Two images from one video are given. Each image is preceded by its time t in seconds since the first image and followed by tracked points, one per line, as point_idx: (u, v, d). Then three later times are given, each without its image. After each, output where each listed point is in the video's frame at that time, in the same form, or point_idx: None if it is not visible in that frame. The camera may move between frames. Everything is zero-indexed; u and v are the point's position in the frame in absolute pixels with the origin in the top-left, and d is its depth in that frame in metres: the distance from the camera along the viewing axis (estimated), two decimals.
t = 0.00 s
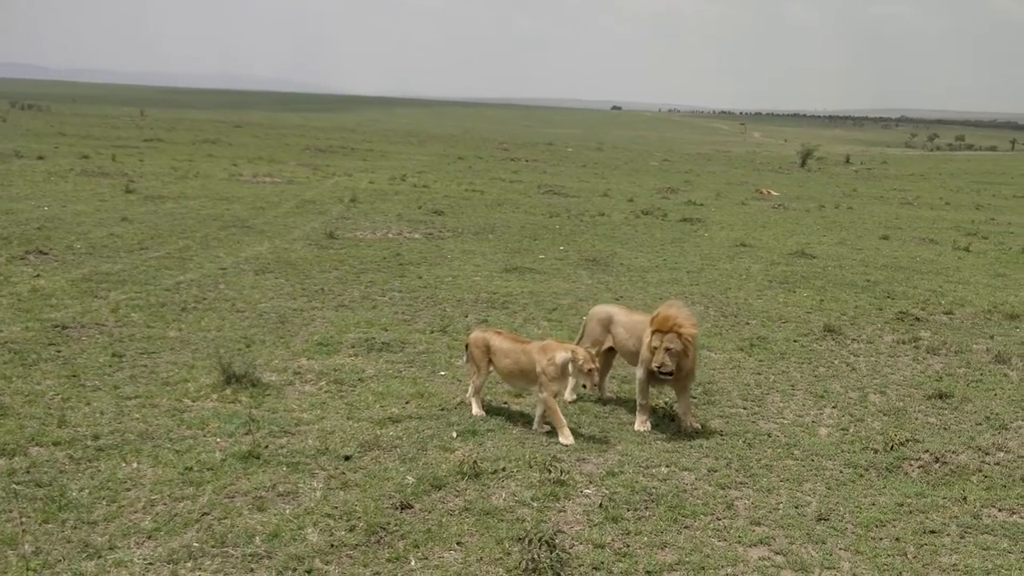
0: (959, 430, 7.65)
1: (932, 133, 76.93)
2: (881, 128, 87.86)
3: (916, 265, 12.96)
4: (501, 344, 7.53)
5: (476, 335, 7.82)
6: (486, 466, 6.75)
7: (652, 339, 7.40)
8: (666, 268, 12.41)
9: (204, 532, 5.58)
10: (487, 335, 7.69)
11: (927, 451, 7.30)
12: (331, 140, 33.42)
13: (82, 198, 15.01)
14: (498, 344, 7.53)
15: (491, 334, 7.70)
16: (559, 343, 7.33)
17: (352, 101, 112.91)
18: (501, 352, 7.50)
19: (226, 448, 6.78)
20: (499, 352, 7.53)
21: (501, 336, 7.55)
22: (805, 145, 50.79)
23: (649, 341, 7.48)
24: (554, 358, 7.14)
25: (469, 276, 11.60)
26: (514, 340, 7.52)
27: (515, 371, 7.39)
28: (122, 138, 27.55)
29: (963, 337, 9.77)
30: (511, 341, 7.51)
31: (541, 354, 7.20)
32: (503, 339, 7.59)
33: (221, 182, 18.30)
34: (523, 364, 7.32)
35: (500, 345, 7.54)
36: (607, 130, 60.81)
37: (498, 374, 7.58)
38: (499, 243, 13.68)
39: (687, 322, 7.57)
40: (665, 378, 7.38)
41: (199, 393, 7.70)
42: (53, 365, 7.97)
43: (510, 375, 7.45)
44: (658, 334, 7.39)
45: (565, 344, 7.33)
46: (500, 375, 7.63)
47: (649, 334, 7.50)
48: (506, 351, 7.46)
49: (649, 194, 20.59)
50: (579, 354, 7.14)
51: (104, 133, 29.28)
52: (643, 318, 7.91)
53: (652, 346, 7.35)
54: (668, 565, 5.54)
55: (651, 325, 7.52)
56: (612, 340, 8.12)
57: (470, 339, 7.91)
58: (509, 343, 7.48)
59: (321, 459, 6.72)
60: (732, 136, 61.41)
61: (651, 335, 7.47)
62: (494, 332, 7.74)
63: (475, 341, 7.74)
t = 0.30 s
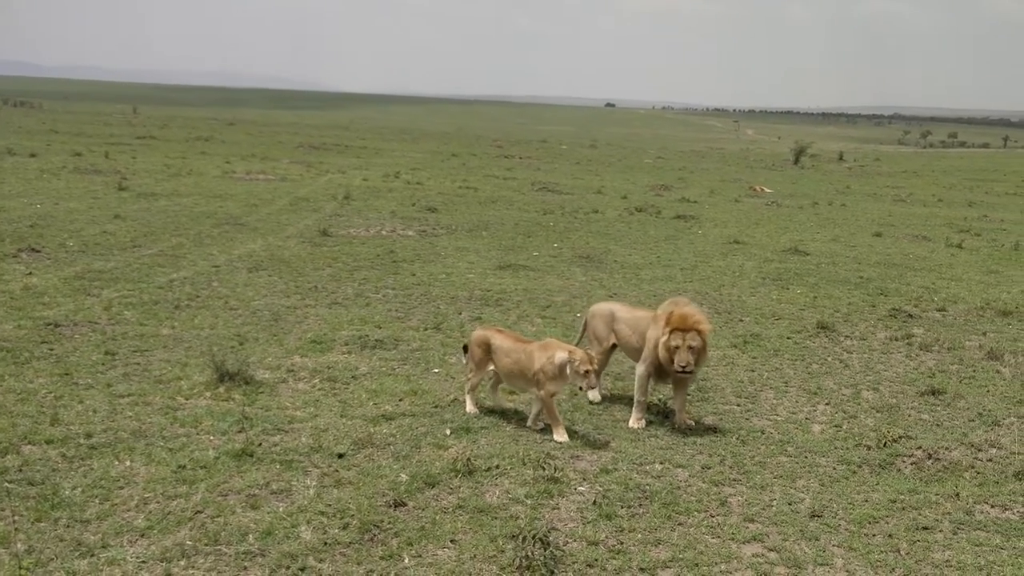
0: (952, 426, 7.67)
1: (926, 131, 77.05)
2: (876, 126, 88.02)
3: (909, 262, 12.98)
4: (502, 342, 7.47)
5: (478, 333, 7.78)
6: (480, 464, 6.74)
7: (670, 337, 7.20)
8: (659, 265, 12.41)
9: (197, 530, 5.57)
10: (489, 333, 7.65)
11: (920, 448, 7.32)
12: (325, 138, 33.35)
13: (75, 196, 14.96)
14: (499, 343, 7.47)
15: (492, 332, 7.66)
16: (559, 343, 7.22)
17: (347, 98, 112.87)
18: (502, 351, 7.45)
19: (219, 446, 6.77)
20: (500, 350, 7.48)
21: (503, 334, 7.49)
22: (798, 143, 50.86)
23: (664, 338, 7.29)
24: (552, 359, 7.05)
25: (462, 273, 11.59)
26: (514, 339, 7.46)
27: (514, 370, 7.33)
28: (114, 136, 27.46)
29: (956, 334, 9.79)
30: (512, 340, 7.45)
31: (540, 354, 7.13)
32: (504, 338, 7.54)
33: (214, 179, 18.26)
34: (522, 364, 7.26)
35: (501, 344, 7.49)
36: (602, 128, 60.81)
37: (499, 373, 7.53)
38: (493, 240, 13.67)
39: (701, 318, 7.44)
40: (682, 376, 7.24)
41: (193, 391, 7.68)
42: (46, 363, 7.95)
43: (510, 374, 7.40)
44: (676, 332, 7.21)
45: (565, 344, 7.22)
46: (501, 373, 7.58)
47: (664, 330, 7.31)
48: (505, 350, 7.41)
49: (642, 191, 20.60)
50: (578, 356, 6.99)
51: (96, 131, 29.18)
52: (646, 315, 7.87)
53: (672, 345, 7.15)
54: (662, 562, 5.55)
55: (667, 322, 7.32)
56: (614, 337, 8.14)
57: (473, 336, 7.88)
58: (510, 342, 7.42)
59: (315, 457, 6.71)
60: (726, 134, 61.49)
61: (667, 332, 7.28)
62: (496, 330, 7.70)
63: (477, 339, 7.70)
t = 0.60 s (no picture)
0: (945, 424, 7.69)
1: (922, 129, 77.15)
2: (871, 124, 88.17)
3: (902, 260, 13.01)
4: (506, 342, 7.44)
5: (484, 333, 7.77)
6: (474, 463, 6.75)
7: (684, 335, 7.17)
8: (653, 263, 12.41)
9: (191, 530, 5.57)
10: (495, 333, 7.63)
11: (914, 446, 7.33)
12: (319, 137, 33.30)
13: (67, 195, 14.93)
14: (503, 342, 7.44)
15: (498, 332, 7.63)
16: (562, 343, 7.15)
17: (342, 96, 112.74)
18: (505, 350, 7.41)
19: (213, 445, 6.76)
20: (503, 350, 7.44)
21: (508, 334, 7.46)
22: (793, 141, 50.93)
23: (676, 337, 7.25)
24: (553, 358, 6.98)
25: (456, 272, 11.58)
26: (519, 339, 7.42)
27: (515, 370, 7.28)
28: (108, 134, 27.41)
29: (948, 332, 9.81)
30: (516, 340, 7.41)
31: (541, 353, 7.07)
32: (509, 338, 7.51)
33: (208, 178, 18.24)
34: (523, 363, 7.20)
35: (505, 343, 7.45)
36: (597, 127, 60.84)
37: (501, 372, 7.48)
38: (487, 239, 13.67)
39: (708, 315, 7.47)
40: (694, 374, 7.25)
41: (186, 390, 7.67)
42: (39, 362, 7.93)
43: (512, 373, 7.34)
44: (690, 330, 7.20)
45: (569, 344, 7.14)
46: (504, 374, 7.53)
47: (675, 329, 7.28)
48: (508, 349, 7.37)
49: (636, 189, 20.61)
50: (579, 355, 6.90)
51: (89, 129, 29.12)
52: (644, 315, 7.88)
53: (688, 344, 7.13)
54: (656, 560, 5.55)
55: (680, 320, 7.28)
56: (612, 338, 8.14)
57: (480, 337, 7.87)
58: (514, 342, 7.38)
59: (309, 456, 6.70)
60: (721, 132, 61.52)
61: (679, 330, 7.24)
62: (503, 331, 7.67)
63: (483, 338, 7.68)
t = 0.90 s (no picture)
0: (939, 422, 7.70)
1: (917, 127, 77.28)
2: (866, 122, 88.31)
3: (896, 258, 13.03)
4: (518, 341, 7.41)
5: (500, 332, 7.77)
6: (469, 462, 6.75)
7: (689, 332, 7.14)
8: (648, 262, 12.42)
9: (185, 529, 5.56)
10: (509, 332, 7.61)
11: (907, 444, 7.35)
12: (314, 136, 33.25)
13: (61, 194, 14.88)
14: (515, 341, 7.42)
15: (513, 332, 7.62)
16: (572, 345, 7.06)
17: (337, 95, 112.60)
18: (516, 349, 7.38)
19: (208, 444, 6.75)
20: (515, 349, 7.42)
21: (520, 333, 7.43)
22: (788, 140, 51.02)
23: (681, 334, 7.22)
24: (559, 359, 6.90)
25: (451, 270, 11.58)
26: (533, 339, 7.36)
27: (527, 370, 7.22)
28: (101, 133, 27.33)
29: (942, 330, 9.83)
30: (528, 339, 7.36)
31: (549, 354, 7.01)
32: (522, 337, 7.47)
33: (202, 177, 18.21)
34: (531, 363, 7.16)
35: (517, 343, 7.43)
36: (593, 125, 60.84)
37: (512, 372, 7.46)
38: (482, 237, 13.66)
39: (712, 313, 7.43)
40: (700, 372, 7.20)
41: (181, 390, 7.66)
42: (33, 362, 7.91)
43: (521, 373, 7.31)
44: (695, 327, 7.18)
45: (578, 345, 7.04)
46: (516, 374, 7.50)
47: (679, 326, 7.25)
48: (521, 349, 7.31)
49: (631, 188, 20.62)
50: (584, 358, 6.79)
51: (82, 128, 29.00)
52: (641, 314, 7.86)
53: (695, 341, 7.09)
54: (650, 559, 5.56)
55: (684, 318, 7.25)
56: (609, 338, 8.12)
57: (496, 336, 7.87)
58: (525, 342, 7.34)
59: (304, 455, 6.70)
60: (717, 131, 61.55)
61: (684, 328, 7.22)
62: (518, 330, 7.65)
63: (497, 337, 7.68)
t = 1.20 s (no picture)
0: (934, 421, 7.72)
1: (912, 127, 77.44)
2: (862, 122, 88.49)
3: (891, 258, 13.04)
4: (529, 342, 7.27)
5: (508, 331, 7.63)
6: (465, 462, 6.74)
7: (695, 331, 7.18)
8: (644, 261, 12.42)
9: (180, 530, 5.55)
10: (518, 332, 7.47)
11: (902, 442, 7.36)
12: (309, 135, 33.19)
13: (55, 194, 14.84)
14: (526, 343, 7.28)
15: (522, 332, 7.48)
16: (586, 349, 6.97)
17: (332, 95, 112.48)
18: (527, 351, 7.26)
19: (203, 445, 6.74)
20: (526, 351, 7.29)
21: (531, 334, 7.30)
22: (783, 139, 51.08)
23: (686, 333, 7.26)
24: (574, 365, 6.81)
25: (446, 270, 11.57)
26: (547, 343, 7.19)
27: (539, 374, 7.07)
28: (95, 133, 27.27)
29: (937, 329, 9.85)
30: (539, 341, 7.24)
31: (562, 358, 6.90)
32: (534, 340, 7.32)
33: (196, 177, 18.17)
34: (542, 366, 7.04)
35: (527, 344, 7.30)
36: (589, 125, 60.86)
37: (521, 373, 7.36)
38: (477, 237, 13.65)
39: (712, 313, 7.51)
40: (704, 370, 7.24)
41: (176, 390, 7.65)
42: (27, 362, 7.89)
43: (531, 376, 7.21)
44: (701, 326, 7.23)
45: (592, 350, 6.95)
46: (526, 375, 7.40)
47: (684, 326, 7.29)
48: (535, 352, 7.15)
49: (627, 187, 20.64)
50: (601, 364, 6.71)
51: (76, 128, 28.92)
52: (638, 315, 7.86)
53: (702, 340, 7.14)
54: (646, 558, 5.56)
55: (690, 316, 7.30)
56: (605, 339, 8.10)
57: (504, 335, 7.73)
58: (536, 344, 7.21)
59: (299, 456, 6.69)
60: (712, 130, 61.58)
61: (689, 327, 7.26)
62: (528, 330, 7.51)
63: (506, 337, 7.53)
